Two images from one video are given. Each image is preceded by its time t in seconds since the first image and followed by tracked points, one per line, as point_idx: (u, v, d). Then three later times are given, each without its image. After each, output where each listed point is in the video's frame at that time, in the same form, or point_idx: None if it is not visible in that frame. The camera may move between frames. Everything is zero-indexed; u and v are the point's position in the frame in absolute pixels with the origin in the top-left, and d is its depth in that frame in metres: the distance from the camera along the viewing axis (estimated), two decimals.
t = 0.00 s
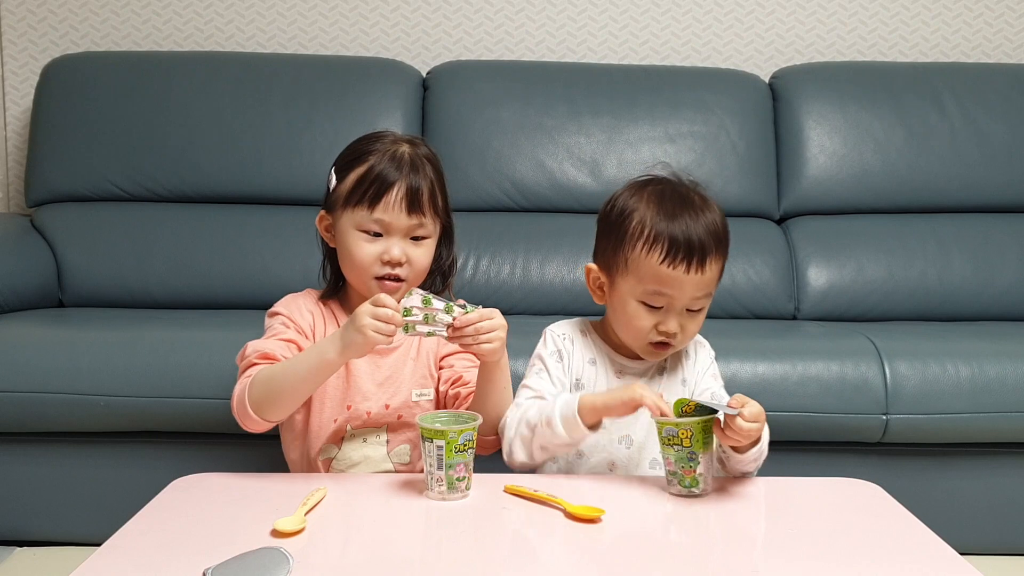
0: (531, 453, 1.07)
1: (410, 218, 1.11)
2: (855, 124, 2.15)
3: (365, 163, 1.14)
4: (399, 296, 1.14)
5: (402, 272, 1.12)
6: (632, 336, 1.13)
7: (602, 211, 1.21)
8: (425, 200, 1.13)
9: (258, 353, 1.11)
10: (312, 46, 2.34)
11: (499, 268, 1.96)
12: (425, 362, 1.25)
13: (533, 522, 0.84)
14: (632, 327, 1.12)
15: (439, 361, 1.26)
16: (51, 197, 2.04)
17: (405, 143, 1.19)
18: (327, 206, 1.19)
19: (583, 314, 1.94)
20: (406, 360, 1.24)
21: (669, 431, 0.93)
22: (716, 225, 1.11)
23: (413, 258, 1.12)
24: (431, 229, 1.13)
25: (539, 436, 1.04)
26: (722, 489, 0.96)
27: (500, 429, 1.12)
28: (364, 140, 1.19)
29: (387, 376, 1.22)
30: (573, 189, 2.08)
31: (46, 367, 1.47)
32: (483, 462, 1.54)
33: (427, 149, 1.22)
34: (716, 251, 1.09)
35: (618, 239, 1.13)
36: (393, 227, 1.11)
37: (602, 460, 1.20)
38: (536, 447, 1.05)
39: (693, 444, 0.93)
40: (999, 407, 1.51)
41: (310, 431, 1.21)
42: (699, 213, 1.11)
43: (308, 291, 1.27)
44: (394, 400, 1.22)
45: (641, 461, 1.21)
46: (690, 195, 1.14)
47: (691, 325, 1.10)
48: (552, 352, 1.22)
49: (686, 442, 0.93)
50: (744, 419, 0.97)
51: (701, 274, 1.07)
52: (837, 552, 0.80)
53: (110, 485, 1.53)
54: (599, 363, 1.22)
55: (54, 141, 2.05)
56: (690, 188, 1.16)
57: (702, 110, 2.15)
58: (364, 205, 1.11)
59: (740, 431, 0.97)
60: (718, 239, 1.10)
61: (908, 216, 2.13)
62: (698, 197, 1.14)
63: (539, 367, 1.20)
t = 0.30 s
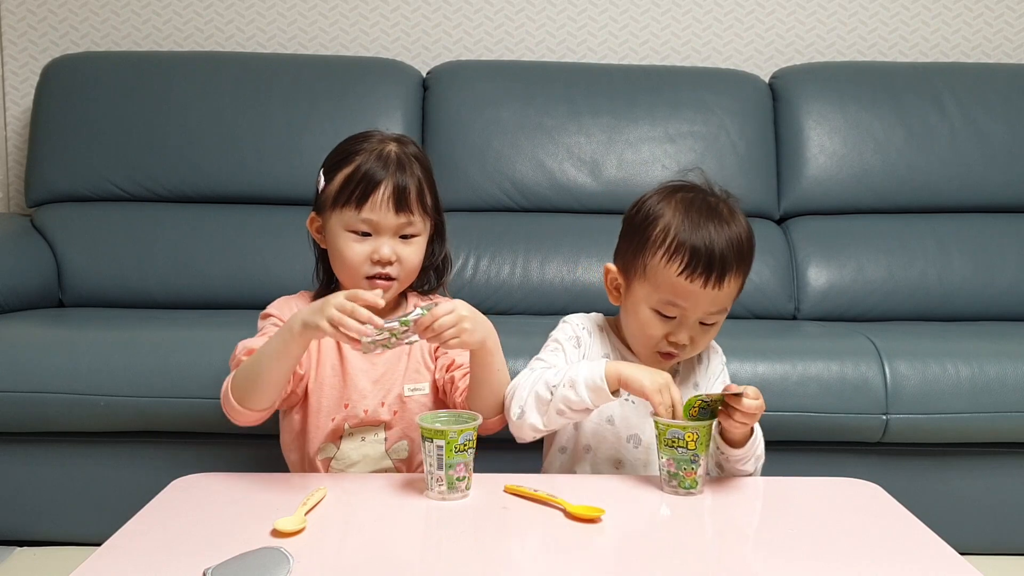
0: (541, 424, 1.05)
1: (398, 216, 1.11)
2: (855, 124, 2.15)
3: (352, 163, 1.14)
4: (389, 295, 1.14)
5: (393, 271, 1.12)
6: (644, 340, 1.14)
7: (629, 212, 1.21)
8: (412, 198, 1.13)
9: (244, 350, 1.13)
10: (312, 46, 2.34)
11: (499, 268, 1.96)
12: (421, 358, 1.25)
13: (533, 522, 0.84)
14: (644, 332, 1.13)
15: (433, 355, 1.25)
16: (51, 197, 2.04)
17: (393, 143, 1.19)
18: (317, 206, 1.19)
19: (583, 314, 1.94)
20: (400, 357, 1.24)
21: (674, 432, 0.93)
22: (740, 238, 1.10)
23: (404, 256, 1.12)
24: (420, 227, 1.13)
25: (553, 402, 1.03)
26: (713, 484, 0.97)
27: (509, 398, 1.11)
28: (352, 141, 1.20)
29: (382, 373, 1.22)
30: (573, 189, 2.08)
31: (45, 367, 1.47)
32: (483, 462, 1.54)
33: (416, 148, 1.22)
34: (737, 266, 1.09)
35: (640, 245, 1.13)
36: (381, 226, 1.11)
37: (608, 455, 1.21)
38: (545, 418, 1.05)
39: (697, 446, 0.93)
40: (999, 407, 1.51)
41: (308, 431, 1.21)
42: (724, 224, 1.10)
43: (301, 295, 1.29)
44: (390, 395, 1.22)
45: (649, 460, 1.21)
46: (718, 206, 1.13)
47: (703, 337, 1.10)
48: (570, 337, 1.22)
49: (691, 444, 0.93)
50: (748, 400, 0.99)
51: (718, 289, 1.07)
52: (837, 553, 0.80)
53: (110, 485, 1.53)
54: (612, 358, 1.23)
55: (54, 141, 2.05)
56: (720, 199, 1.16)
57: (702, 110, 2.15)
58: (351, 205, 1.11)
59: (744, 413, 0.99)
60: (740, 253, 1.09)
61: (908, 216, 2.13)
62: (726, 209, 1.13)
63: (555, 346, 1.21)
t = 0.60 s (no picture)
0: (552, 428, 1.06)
1: (386, 214, 1.11)
2: (855, 124, 2.15)
3: (342, 161, 1.15)
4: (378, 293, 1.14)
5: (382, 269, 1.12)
6: (652, 340, 1.14)
7: (637, 212, 1.21)
8: (401, 196, 1.12)
9: (245, 353, 1.13)
10: (312, 46, 2.34)
11: (499, 268, 1.96)
12: (417, 358, 1.25)
13: (533, 522, 0.84)
14: (651, 332, 1.13)
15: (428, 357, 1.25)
16: (51, 197, 2.04)
17: (385, 141, 1.19)
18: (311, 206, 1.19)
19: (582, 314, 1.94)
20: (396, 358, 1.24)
21: (681, 435, 0.93)
22: (750, 240, 1.10)
23: (393, 254, 1.12)
24: (410, 225, 1.13)
25: (563, 414, 1.03)
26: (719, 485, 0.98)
27: (517, 400, 1.11)
28: (346, 140, 1.20)
29: (377, 374, 1.22)
30: (573, 189, 2.08)
31: (45, 367, 1.47)
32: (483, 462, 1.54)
33: (411, 148, 1.22)
34: (746, 268, 1.09)
35: (650, 244, 1.13)
36: (369, 223, 1.10)
37: (615, 455, 1.21)
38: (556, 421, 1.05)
39: (703, 448, 0.93)
40: (999, 407, 1.51)
41: (304, 433, 1.21)
42: (735, 226, 1.10)
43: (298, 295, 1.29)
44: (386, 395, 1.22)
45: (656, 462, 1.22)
46: (727, 206, 1.13)
47: (711, 338, 1.10)
48: (583, 335, 1.22)
49: (698, 446, 0.93)
50: (749, 396, 0.98)
51: (728, 291, 1.07)
52: (837, 553, 0.80)
53: (110, 485, 1.53)
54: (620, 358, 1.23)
55: (54, 141, 2.05)
56: (729, 200, 1.16)
57: (702, 110, 2.15)
58: (341, 202, 1.11)
59: (746, 409, 0.98)
60: (750, 254, 1.09)
61: (908, 216, 2.13)
62: (737, 211, 1.13)
63: (566, 344, 1.20)
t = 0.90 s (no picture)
0: (564, 406, 1.05)
1: (384, 214, 1.11)
2: (855, 124, 2.15)
3: (342, 161, 1.15)
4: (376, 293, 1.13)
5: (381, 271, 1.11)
6: (651, 344, 1.14)
7: (634, 212, 1.21)
8: (400, 196, 1.12)
9: (242, 362, 1.13)
10: (312, 46, 2.34)
11: (499, 268, 1.96)
12: (416, 360, 1.25)
13: (533, 522, 0.84)
14: (650, 337, 1.13)
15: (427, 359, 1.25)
16: (51, 197, 2.04)
17: (385, 141, 1.19)
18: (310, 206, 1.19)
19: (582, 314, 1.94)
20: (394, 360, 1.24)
21: (689, 436, 0.93)
22: (744, 241, 1.10)
23: (392, 255, 1.11)
24: (409, 226, 1.13)
25: (587, 384, 1.03)
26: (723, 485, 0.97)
27: (537, 364, 1.10)
28: (347, 140, 1.20)
29: (376, 377, 1.22)
30: (573, 190, 2.08)
31: (45, 367, 1.47)
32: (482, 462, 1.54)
33: (411, 149, 1.22)
34: (741, 270, 1.08)
35: (643, 248, 1.13)
36: (367, 224, 1.10)
37: (617, 459, 1.21)
38: (571, 400, 1.04)
39: (712, 447, 0.93)
40: (999, 407, 1.51)
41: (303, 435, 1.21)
42: (727, 226, 1.10)
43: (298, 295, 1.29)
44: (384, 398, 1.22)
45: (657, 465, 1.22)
46: (722, 206, 1.13)
47: (710, 341, 1.10)
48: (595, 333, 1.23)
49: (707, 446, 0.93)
50: (755, 396, 0.98)
51: (723, 294, 1.07)
52: (837, 553, 0.79)
53: (110, 485, 1.53)
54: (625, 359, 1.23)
55: (54, 141, 2.05)
56: (724, 199, 1.15)
57: (702, 110, 2.15)
58: (339, 202, 1.11)
59: (752, 409, 0.99)
60: (745, 256, 1.09)
61: (908, 216, 2.13)
62: (730, 211, 1.13)
63: (579, 331, 1.21)
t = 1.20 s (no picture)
0: (562, 399, 1.05)
1: (387, 217, 1.11)
2: (855, 124, 2.15)
3: (345, 163, 1.15)
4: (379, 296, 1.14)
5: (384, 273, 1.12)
6: (650, 343, 1.14)
7: (631, 212, 1.21)
8: (402, 198, 1.12)
9: (241, 370, 1.13)
10: (312, 46, 2.34)
11: (499, 268, 1.96)
12: (416, 362, 1.25)
13: (534, 522, 0.84)
14: (649, 337, 1.13)
15: (428, 361, 1.25)
16: (50, 197, 2.04)
17: (387, 142, 1.19)
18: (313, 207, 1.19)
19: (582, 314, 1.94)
20: (394, 362, 1.24)
21: (688, 435, 0.93)
22: (740, 238, 1.10)
23: (395, 257, 1.12)
24: (411, 228, 1.13)
25: (586, 381, 1.03)
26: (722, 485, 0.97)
27: (538, 355, 1.11)
28: (349, 141, 1.20)
29: (376, 378, 1.22)
30: (573, 190, 2.08)
31: (45, 367, 1.47)
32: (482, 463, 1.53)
33: (413, 149, 1.22)
34: (738, 268, 1.08)
35: (640, 247, 1.13)
36: (370, 226, 1.10)
37: (618, 459, 1.21)
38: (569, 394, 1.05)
39: (709, 447, 0.93)
40: (999, 407, 1.51)
41: (303, 436, 1.21)
42: (723, 223, 1.10)
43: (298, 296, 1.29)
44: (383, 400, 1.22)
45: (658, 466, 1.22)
46: (718, 204, 1.13)
47: (709, 340, 1.10)
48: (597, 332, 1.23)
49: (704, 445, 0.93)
50: (758, 396, 0.98)
51: (719, 292, 1.07)
52: (837, 553, 0.79)
53: (110, 485, 1.53)
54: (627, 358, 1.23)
55: (54, 141, 2.05)
56: (720, 196, 1.16)
57: (702, 110, 2.15)
58: (342, 204, 1.11)
59: (756, 409, 0.99)
60: (742, 252, 1.09)
61: (908, 216, 2.13)
62: (726, 208, 1.13)
63: (581, 329, 1.21)
